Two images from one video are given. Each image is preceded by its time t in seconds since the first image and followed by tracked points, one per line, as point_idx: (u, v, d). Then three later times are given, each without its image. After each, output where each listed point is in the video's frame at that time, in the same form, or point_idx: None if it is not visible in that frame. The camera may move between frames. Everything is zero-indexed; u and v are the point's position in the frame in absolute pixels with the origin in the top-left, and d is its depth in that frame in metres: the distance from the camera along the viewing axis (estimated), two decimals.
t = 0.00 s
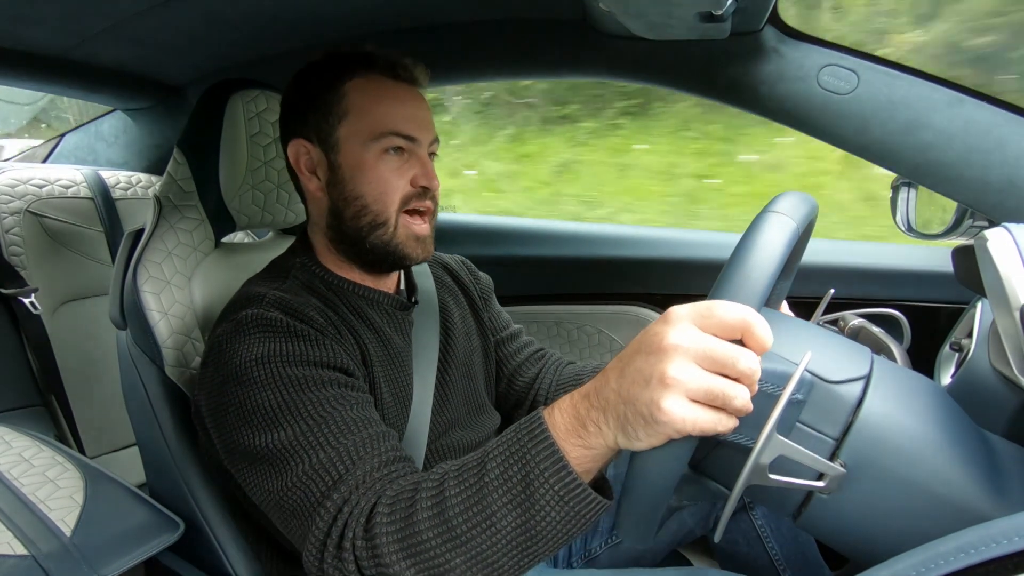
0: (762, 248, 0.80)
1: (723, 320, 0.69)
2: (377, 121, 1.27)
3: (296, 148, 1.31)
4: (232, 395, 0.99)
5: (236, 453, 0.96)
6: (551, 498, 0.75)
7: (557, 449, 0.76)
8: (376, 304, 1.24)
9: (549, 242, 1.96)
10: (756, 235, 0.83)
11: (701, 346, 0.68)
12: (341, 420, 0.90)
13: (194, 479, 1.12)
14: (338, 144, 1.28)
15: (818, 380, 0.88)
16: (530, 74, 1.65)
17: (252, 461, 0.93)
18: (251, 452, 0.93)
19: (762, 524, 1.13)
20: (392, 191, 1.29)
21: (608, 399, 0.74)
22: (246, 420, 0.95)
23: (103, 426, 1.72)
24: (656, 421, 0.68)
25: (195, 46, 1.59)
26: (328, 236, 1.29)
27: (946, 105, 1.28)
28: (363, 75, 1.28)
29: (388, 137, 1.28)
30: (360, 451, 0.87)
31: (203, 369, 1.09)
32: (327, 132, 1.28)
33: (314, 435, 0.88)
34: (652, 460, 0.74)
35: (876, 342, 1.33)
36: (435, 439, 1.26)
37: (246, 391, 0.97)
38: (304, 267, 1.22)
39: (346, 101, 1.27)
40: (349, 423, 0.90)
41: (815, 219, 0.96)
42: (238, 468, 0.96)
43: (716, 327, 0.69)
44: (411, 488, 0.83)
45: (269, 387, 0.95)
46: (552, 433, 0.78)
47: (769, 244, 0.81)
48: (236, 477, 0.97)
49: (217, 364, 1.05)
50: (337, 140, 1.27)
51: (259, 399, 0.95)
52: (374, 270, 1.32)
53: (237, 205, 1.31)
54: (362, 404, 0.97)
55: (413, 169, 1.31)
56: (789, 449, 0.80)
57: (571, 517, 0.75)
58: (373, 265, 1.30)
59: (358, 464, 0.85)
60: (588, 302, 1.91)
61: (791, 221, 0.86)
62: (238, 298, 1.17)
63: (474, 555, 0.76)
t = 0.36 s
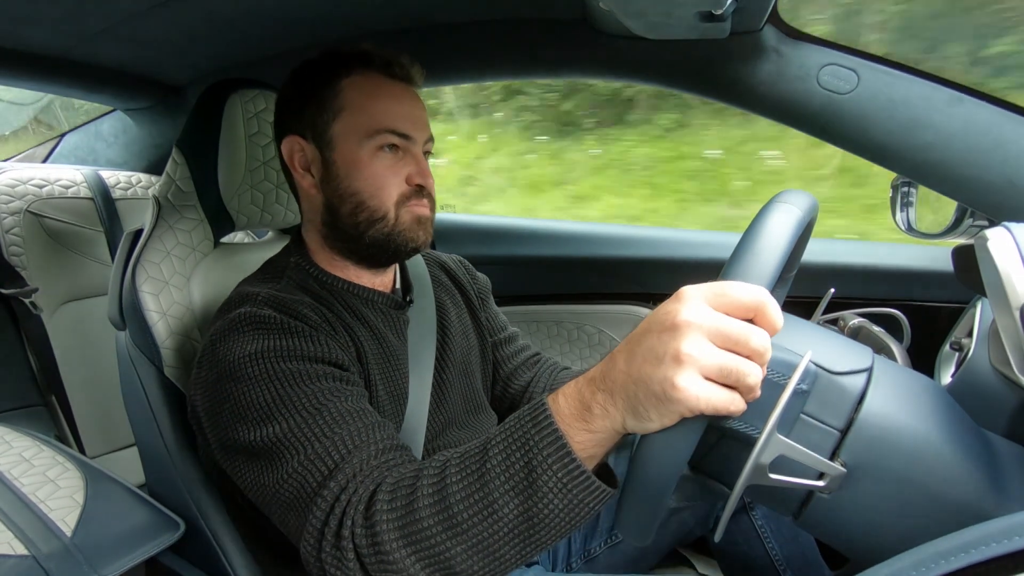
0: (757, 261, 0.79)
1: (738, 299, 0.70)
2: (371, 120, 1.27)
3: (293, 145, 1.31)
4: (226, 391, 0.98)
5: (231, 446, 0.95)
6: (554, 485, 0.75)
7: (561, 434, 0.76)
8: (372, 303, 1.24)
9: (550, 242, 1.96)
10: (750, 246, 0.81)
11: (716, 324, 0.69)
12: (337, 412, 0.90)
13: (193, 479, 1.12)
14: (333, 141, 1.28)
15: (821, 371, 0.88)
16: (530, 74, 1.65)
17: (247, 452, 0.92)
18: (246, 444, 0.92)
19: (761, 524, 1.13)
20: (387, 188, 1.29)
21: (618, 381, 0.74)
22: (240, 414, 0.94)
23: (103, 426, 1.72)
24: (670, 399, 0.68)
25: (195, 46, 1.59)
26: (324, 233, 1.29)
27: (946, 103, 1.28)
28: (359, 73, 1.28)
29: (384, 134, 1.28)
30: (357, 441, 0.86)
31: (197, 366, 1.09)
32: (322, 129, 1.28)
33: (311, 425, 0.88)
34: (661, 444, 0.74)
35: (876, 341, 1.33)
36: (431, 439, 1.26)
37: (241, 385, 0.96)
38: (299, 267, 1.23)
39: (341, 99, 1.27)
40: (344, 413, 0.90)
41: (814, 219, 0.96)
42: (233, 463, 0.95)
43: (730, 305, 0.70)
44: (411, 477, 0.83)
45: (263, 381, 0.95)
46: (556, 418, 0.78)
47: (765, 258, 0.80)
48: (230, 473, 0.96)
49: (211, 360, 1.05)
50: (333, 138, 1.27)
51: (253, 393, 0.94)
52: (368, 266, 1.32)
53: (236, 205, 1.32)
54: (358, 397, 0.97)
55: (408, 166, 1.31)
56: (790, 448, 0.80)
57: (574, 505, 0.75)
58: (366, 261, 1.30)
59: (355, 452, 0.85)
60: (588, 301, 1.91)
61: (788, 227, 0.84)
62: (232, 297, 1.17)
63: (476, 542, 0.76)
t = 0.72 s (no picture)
0: (752, 269, 0.78)
1: (741, 294, 0.71)
2: (377, 120, 1.27)
3: (295, 142, 1.30)
4: (226, 389, 0.98)
5: (230, 445, 0.95)
6: (555, 481, 0.75)
7: (564, 431, 0.76)
8: (371, 303, 1.24)
9: (550, 241, 1.96)
10: (745, 255, 0.81)
11: (720, 318, 0.69)
12: (337, 410, 0.90)
13: (193, 480, 1.12)
14: (338, 140, 1.28)
15: (823, 368, 0.89)
16: (530, 74, 1.65)
17: (247, 451, 0.92)
18: (246, 444, 0.92)
19: (761, 524, 1.13)
20: (392, 189, 1.29)
21: (621, 376, 0.75)
22: (240, 413, 0.94)
23: (103, 426, 1.72)
24: (675, 393, 0.69)
25: (195, 46, 1.59)
26: (326, 232, 1.29)
27: (946, 103, 1.28)
28: (367, 73, 1.28)
29: (390, 135, 1.28)
30: (357, 439, 0.86)
31: (197, 365, 1.09)
32: (328, 128, 1.28)
33: (311, 423, 0.88)
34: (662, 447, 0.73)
35: (876, 341, 1.34)
36: (430, 437, 1.26)
37: (240, 384, 0.96)
38: (297, 266, 1.23)
39: (347, 97, 1.27)
40: (343, 412, 0.90)
41: (815, 218, 0.95)
42: (234, 462, 0.95)
43: (734, 301, 0.71)
44: (411, 475, 0.83)
45: (263, 380, 0.95)
46: (559, 414, 0.78)
47: (759, 266, 0.79)
48: (231, 472, 0.96)
49: (210, 359, 1.05)
50: (338, 137, 1.27)
51: (253, 392, 0.94)
52: (369, 266, 1.32)
53: (236, 204, 1.32)
54: (357, 395, 0.97)
55: (413, 168, 1.31)
56: (790, 448, 0.80)
57: (576, 501, 0.75)
58: (367, 261, 1.31)
59: (355, 449, 0.85)
60: (588, 301, 1.91)
61: (784, 233, 0.83)
62: (230, 296, 1.17)
63: (477, 540, 0.76)
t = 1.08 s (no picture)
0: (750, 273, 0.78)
1: (747, 285, 0.71)
2: (377, 120, 1.27)
3: (294, 142, 1.30)
4: (226, 387, 0.98)
5: (229, 443, 0.95)
6: (557, 477, 0.74)
7: (566, 425, 0.76)
8: (369, 303, 1.24)
9: (550, 242, 1.96)
10: (742, 264, 0.80)
11: (725, 309, 0.70)
12: (337, 407, 0.90)
13: (193, 480, 1.12)
14: (337, 139, 1.27)
15: (825, 366, 0.89)
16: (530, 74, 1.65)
17: (246, 448, 0.92)
18: (245, 442, 0.92)
19: (761, 525, 1.13)
20: (391, 189, 1.29)
21: (626, 368, 0.75)
22: (240, 411, 0.94)
23: (103, 426, 1.72)
24: (680, 383, 0.69)
25: (195, 46, 1.59)
26: (324, 231, 1.29)
27: (946, 104, 1.28)
28: (365, 72, 1.28)
29: (390, 135, 1.28)
30: (357, 436, 0.86)
31: (196, 364, 1.08)
32: (327, 127, 1.28)
33: (311, 420, 0.88)
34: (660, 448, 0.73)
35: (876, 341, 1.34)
36: (428, 437, 1.26)
37: (240, 381, 0.96)
38: (295, 267, 1.23)
39: (346, 97, 1.27)
40: (342, 410, 0.90)
41: (815, 216, 0.95)
42: (233, 460, 0.95)
43: (739, 292, 0.71)
44: (411, 471, 0.83)
45: (263, 378, 0.95)
46: (559, 407, 0.79)
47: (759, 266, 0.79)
48: (230, 470, 0.96)
49: (210, 358, 1.05)
50: (336, 136, 1.27)
51: (253, 390, 0.94)
52: (367, 265, 1.32)
53: (235, 204, 1.31)
54: (357, 394, 0.97)
55: (411, 168, 1.31)
56: (790, 448, 0.80)
57: (577, 496, 0.74)
58: (366, 260, 1.30)
59: (355, 446, 0.85)
60: (588, 301, 1.91)
61: (782, 239, 0.82)
62: (230, 296, 1.17)
63: (478, 536, 0.76)
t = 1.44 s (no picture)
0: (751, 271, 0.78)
1: (748, 280, 0.71)
2: (381, 121, 1.27)
3: (297, 141, 1.31)
4: (226, 386, 0.98)
5: (229, 440, 0.95)
6: (557, 473, 0.74)
7: (567, 422, 0.76)
8: (369, 303, 1.24)
9: (550, 242, 1.96)
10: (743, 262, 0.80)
11: (726, 303, 0.70)
12: (337, 404, 0.90)
13: (192, 480, 1.13)
14: (342, 140, 1.28)
15: (825, 363, 0.89)
16: (530, 72, 1.65)
17: (246, 445, 0.92)
18: (245, 440, 0.92)
19: (760, 524, 1.13)
20: (393, 191, 1.29)
21: (627, 364, 0.75)
22: (240, 409, 0.94)
23: (103, 426, 1.72)
24: (681, 378, 0.69)
25: (195, 46, 1.59)
26: (325, 231, 1.30)
27: (946, 103, 1.28)
28: (372, 74, 1.29)
29: (394, 137, 1.28)
30: (357, 432, 0.86)
31: (196, 363, 1.09)
32: (331, 128, 1.29)
33: (312, 418, 0.88)
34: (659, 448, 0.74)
35: (876, 341, 1.34)
36: (428, 437, 1.26)
37: (240, 380, 0.96)
38: (295, 267, 1.23)
39: (352, 99, 1.28)
40: (342, 407, 0.90)
41: (817, 216, 0.95)
42: (233, 458, 0.95)
43: (740, 288, 0.71)
44: (412, 468, 0.83)
45: (263, 376, 0.95)
46: (560, 403, 0.79)
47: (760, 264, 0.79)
48: (230, 468, 0.96)
49: (210, 358, 1.05)
50: (341, 136, 1.28)
51: (253, 388, 0.94)
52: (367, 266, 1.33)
53: (235, 204, 1.31)
54: (356, 392, 0.97)
55: (414, 169, 1.32)
56: (791, 448, 0.80)
57: (578, 493, 0.74)
58: (366, 261, 1.31)
59: (356, 443, 0.85)
60: (588, 301, 1.91)
61: (782, 238, 0.82)
62: (230, 296, 1.17)
63: (478, 532, 0.76)
